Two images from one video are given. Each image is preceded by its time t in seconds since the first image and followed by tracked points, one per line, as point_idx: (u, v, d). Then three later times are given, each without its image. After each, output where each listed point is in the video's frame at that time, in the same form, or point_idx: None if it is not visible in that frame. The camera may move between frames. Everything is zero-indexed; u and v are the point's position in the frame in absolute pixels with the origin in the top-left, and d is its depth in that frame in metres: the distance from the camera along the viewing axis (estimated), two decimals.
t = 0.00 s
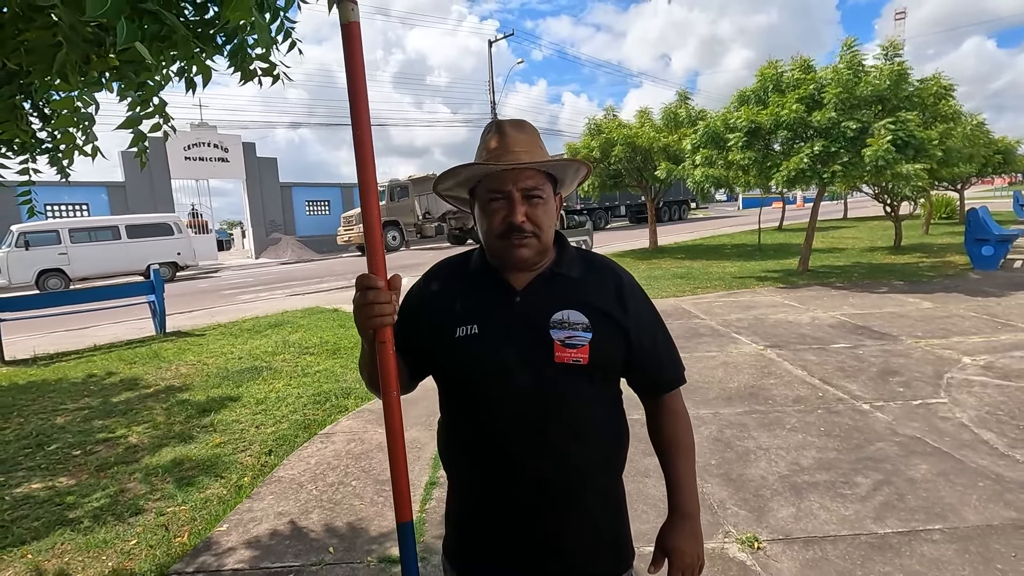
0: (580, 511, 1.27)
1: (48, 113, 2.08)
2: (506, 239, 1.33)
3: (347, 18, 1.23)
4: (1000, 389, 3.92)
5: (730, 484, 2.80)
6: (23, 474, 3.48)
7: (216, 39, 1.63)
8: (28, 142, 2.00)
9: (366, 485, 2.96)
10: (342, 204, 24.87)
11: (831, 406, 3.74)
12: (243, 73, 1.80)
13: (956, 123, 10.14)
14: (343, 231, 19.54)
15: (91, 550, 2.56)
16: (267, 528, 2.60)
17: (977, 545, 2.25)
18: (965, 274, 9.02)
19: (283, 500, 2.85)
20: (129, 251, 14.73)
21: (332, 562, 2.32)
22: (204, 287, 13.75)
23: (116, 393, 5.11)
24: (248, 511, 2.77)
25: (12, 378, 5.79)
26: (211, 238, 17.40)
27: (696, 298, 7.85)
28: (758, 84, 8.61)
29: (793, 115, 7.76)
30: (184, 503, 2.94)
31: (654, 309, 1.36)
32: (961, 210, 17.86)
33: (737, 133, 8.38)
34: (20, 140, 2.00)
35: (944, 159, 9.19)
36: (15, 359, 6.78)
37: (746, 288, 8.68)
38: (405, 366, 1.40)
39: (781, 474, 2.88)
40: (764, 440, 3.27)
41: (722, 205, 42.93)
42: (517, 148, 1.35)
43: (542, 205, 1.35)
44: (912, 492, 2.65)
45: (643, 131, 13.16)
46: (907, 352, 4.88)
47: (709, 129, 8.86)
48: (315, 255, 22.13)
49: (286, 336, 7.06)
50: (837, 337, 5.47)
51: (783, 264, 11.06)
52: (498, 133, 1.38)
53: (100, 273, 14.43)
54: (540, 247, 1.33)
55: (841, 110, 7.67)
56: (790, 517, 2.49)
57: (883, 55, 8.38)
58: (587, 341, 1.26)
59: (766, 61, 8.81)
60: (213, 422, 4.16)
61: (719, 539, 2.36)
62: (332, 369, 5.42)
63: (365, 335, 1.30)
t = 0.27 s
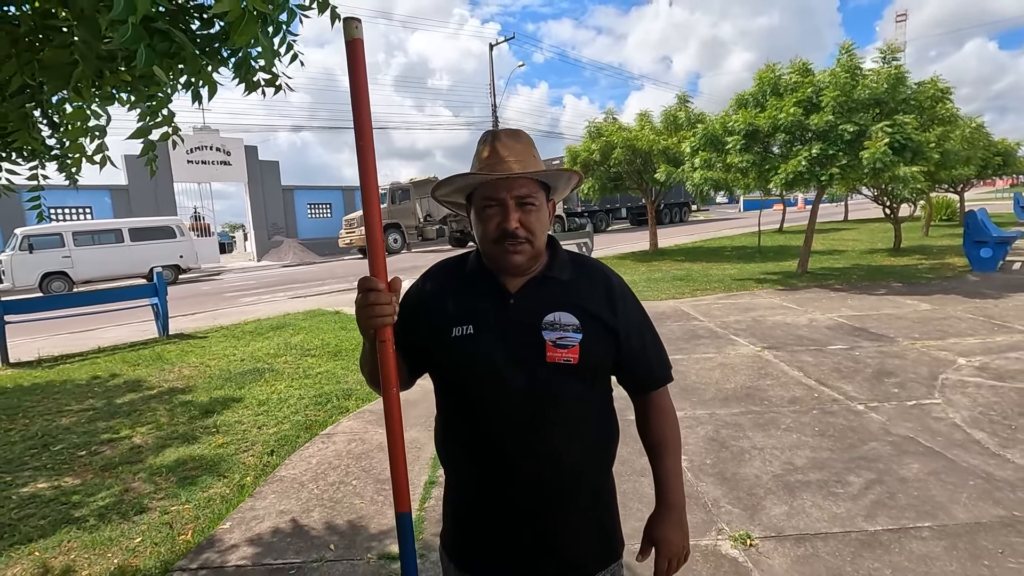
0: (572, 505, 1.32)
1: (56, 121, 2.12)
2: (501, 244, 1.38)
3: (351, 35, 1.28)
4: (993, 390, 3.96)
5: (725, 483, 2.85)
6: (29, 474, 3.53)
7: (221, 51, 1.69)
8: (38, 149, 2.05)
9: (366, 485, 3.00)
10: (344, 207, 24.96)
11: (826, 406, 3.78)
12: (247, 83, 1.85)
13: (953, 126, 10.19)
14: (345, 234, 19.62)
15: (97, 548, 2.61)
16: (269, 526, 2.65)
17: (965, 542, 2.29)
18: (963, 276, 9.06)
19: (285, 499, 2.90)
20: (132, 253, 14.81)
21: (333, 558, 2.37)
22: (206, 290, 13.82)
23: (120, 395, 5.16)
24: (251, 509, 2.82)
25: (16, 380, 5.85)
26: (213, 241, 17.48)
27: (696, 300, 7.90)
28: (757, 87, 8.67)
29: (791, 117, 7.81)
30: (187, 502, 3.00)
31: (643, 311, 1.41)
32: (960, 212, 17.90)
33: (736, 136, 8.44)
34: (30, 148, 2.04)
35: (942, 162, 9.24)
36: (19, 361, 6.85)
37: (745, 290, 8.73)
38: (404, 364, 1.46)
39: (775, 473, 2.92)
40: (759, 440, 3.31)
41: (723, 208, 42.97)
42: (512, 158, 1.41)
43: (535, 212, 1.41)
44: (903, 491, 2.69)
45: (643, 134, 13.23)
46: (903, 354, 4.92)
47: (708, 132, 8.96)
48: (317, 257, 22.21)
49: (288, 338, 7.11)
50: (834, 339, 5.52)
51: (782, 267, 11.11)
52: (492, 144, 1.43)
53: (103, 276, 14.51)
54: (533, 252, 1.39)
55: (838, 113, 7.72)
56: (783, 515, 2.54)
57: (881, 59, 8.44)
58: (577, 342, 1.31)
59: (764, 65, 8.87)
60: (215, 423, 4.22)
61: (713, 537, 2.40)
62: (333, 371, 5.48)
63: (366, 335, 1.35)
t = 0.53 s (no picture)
0: (571, 496, 1.35)
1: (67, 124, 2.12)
2: (499, 245, 1.42)
3: (356, 46, 1.32)
4: (989, 389, 4.00)
5: (723, 481, 2.88)
6: (34, 473, 3.56)
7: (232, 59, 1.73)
8: (49, 152, 2.07)
9: (369, 483, 3.04)
10: (344, 209, 25.00)
11: (823, 406, 3.82)
12: (257, 91, 1.89)
13: (951, 128, 10.25)
14: (345, 236, 19.67)
15: (103, 545, 2.65)
16: (273, 524, 2.69)
17: (959, 538, 2.33)
18: (961, 277, 9.10)
19: (289, 497, 2.94)
20: (133, 255, 14.85)
21: (336, 555, 2.41)
22: (207, 291, 13.86)
23: (123, 396, 5.20)
24: (255, 508, 2.86)
25: (20, 381, 5.88)
26: (213, 243, 17.52)
27: (695, 301, 7.94)
28: (755, 89, 8.73)
29: (789, 120, 7.86)
30: (192, 501, 3.03)
31: (639, 306, 1.45)
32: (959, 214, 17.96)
33: (735, 138, 8.49)
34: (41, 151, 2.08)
35: (939, 164, 9.29)
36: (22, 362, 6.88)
37: (744, 291, 8.77)
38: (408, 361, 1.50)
39: (772, 471, 2.96)
40: (757, 439, 3.35)
41: (722, 210, 43.03)
42: (508, 163, 1.45)
43: (531, 213, 1.45)
44: (898, 489, 2.73)
45: (643, 136, 13.28)
46: (900, 354, 4.96)
47: (707, 134, 9.06)
48: (317, 259, 22.25)
49: (289, 339, 7.15)
50: (832, 339, 5.56)
51: (781, 268, 11.15)
52: (488, 149, 1.47)
53: (104, 277, 14.54)
54: (530, 251, 1.43)
55: (836, 115, 7.77)
56: (780, 512, 2.58)
57: (878, 61, 8.49)
58: (575, 337, 1.35)
59: (763, 67, 8.93)
60: (218, 423, 4.25)
61: (710, 533, 2.44)
62: (335, 372, 5.52)
63: (371, 333, 1.39)
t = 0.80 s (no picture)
0: (581, 489, 1.37)
1: (77, 126, 2.11)
2: (505, 246, 1.44)
3: (372, 55, 1.35)
4: (987, 389, 4.03)
5: (725, 480, 2.91)
6: (39, 473, 3.58)
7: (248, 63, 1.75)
8: (61, 154, 2.07)
9: (373, 483, 3.06)
10: (343, 210, 25.01)
11: (823, 406, 3.85)
12: (272, 95, 1.91)
13: (948, 130, 10.31)
14: (344, 237, 19.68)
15: (111, 545, 2.66)
16: (280, 523, 2.71)
17: (960, 536, 2.36)
18: (958, 278, 9.16)
19: (294, 497, 2.96)
20: (132, 256, 14.83)
21: (343, 554, 2.43)
22: (207, 293, 13.85)
23: (125, 396, 5.22)
24: (260, 507, 2.88)
25: (21, 382, 5.88)
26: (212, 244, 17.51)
27: (695, 302, 7.97)
28: (754, 91, 8.77)
29: (788, 121, 7.90)
30: (198, 501, 3.05)
31: (646, 301, 1.48)
32: (956, 215, 18.05)
33: (734, 140, 8.54)
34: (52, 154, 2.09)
35: (937, 165, 9.35)
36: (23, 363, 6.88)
37: (743, 292, 8.81)
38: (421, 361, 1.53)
39: (774, 470, 2.99)
40: (758, 439, 3.38)
41: (720, 211, 43.13)
42: (503, 168, 1.48)
43: (533, 212, 1.47)
44: (899, 487, 2.76)
45: (642, 138, 13.32)
46: (899, 355, 5.00)
47: (706, 136, 9.13)
48: (316, 260, 22.25)
49: (291, 340, 7.17)
50: (831, 340, 5.59)
51: (780, 269, 11.19)
52: (483, 158, 1.50)
53: (103, 279, 14.53)
54: (536, 249, 1.45)
55: (834, 117, 7.82)
56: (782, 511, 2.61)
57: (876, 64, 8.54)
58: (584, 330, 1.37)
59: (761, 69, 8.98)
60: (222, 424, 4.27)
61: (714, 531, 2.47)
62: (337, 372, 5.54)
63: (386, 333, 1.42)
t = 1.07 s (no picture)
0: (600, 482, 1.37)
1: (90, 124, 2.11)
2: (520, 245, 1.45)
3: (400, 54, 1.36)
4: (991, 388, 4.05)
5: (733, 478, 2.92)
6: (45, 474, 3.57)
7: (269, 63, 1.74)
8: (75, 152, 2.07)
9: (381, 482, 3.06)
10: (342, 211, 25.00)
11: (828, 405, 3.86)
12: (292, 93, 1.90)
13: (948, 131, 10.33)
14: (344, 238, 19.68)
15: (120, 544, 2.66)
16: (289, 522, 2.71)
17: (968, 533, 2.37)
18: (958, 278, 9.18)
19: (302, 496, 2.96)
20: (131, 257, 14.81)
21: (354, 552, 2.43)
22: (207, 294, 13.84)
23: (129, 396, 5.21)
24: (269, 506, 2.88)
25: (24, 383, 5.87)
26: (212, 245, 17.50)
27: (697, 303, 7.99)
28: (755, 92, 8.80)
29: (788, 122, 7.93)
30: (205, 500, 3.05)
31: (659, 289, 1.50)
32: (954, 216, 18.08)
33: (735, 141, 8.56)
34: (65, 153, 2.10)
35: (937, 166, 9.37)
36: (25, 364, 6.87)
37: (745, 293, 8.83)
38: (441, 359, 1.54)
39: (781, 469, 2.99)
40: (764, 438, 3.39)
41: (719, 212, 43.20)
42: (512, 170, 1.48)
43: (544, 211, 1.48)
44: (906, 485, 2.77)
45: (642, 139, 13.34)
46: (901, 354, 5.01)
47: (708, 137, 9.15)
48: (315, 261, 22.24)
49: (293, 341, 7.17)
50: (834, 340, 5.61)
51: (780, 270, 11.22)
52: (493, 161, 1.51)
53: (102, 280, 14.51)
54: (549, 246, 1.46)
55: (836, 118, 7.84)
56: (791, 509, 2.61)
57: (876, 65, 8.57)
58: (599, 318, 1.39)
59: (762, 70, 9.01)
60: (227, 424, 4.26)
61: (724, 529, 2.47)
62: (340, 373, 5.53)
63: (410, 328, 1.43)
